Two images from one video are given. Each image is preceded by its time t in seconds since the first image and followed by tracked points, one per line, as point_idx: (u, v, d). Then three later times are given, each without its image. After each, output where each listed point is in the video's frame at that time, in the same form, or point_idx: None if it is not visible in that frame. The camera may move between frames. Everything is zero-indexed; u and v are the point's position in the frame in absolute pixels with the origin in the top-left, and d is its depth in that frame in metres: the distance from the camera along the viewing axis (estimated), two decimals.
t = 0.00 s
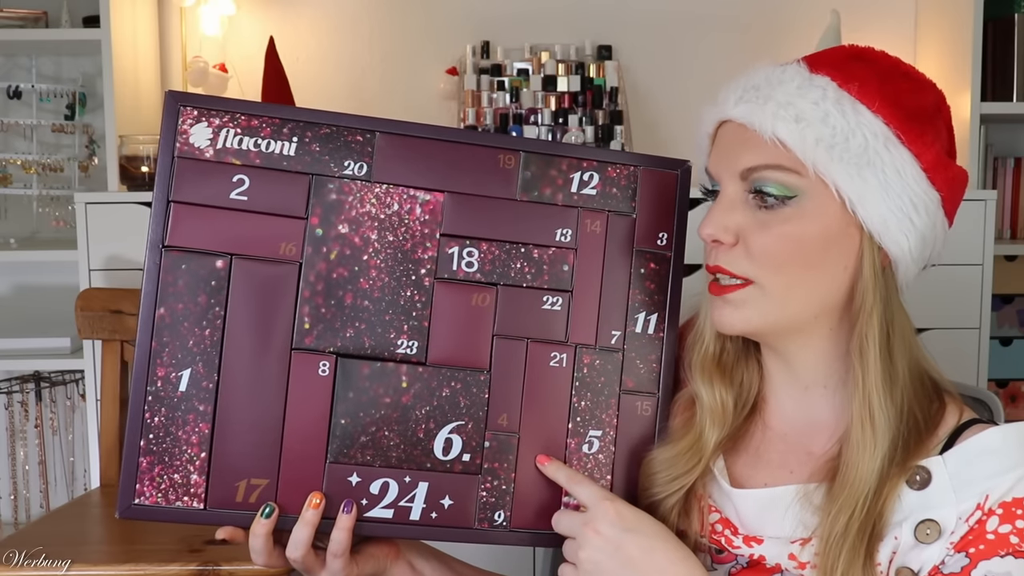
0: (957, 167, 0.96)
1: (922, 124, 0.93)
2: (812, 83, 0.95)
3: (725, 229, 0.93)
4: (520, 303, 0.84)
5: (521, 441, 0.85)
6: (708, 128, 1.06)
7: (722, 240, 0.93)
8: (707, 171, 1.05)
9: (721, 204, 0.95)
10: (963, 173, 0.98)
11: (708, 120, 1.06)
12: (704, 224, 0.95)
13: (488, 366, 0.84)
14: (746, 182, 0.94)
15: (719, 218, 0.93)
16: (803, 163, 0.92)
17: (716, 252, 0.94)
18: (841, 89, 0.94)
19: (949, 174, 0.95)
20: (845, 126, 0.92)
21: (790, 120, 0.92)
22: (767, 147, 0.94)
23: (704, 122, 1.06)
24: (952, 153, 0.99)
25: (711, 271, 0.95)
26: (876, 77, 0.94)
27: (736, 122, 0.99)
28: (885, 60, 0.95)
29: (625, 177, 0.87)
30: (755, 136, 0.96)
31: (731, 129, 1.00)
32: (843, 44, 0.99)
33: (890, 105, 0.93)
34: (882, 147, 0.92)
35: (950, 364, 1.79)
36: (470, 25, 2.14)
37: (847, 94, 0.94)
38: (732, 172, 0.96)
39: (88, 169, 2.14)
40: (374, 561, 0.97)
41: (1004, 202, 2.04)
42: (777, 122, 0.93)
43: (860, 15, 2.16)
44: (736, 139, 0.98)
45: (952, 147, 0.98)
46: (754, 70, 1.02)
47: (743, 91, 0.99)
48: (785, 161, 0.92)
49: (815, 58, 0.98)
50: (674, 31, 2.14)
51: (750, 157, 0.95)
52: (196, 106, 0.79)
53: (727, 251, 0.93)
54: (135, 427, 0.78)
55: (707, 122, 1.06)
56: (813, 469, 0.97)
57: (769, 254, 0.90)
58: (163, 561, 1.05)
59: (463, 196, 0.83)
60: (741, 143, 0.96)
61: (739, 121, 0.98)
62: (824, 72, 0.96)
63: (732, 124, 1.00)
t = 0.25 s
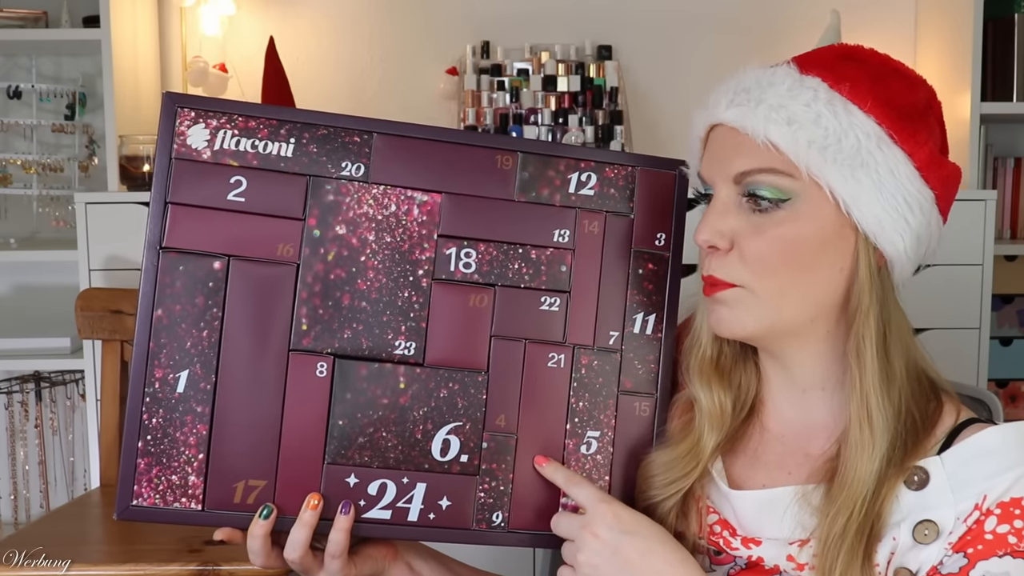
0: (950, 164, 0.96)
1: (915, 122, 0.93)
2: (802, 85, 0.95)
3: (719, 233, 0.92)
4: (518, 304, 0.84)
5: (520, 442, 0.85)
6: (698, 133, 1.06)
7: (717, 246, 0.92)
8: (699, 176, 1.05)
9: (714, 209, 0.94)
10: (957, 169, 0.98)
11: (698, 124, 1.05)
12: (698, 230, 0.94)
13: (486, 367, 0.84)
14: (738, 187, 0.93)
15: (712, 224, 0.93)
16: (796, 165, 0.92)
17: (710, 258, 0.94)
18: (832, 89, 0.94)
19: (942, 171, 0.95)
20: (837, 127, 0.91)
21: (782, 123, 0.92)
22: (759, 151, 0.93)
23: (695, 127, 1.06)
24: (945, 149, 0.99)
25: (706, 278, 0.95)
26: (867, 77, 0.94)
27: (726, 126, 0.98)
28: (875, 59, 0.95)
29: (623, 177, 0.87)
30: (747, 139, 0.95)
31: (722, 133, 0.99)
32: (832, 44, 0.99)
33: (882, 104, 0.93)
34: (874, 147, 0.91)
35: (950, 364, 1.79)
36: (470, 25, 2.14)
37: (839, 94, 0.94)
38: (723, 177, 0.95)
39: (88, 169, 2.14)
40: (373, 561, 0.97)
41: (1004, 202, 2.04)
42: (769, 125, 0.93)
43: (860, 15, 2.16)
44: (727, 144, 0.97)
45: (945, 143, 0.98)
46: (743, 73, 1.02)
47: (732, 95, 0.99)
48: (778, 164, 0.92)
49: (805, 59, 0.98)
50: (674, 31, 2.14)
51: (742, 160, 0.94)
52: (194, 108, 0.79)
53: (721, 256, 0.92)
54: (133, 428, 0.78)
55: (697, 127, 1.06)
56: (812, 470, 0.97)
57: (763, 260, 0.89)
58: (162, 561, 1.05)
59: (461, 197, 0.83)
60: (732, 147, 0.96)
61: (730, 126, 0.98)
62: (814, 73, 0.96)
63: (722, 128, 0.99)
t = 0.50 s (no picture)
0: (942, 160, 0.96)
1: (904, 120, 0.92)
2: (790, 88, 0.94)
3: (713, 238, 0.92)
4: (516, 306, 0.84)
5: (518, 443, 0.85)
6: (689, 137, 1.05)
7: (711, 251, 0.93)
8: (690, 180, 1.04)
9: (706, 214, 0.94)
10: (950, 165, 0.97)
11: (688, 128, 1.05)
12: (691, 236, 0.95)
13: (484, 368, 0.84)
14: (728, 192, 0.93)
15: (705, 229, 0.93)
16: (785, 169, 0.91)
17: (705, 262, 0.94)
18: (820, 90, 0.93)
19: (934, 168, 0.94)
20: (825, 129, 0.91)
21: (770, 127, 0.92)
22: (748, 155, 0.93)
23: (686, 131, 1.06)
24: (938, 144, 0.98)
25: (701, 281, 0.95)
26: (855, 76, 0.93)
27: (715, 130, 0.98)
28: (864, 58, 0.94)
29: (619, 178, 0.87)
30: (735, 143, 0.95)
31: (711, 137, 0.99)
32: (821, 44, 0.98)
33: (870, 104, 0.92)
34: (864, 147, 0.91)
35: (950, 365, 1.79)
36: (470, 25, 2.14)
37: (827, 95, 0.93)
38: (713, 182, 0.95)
39: (88, 169, 2.15)
40: (372, 563, 0.97)
41: (1004, 202, 2.04)
42: (757, 129, 0.92)
43: (860, 15, 2.16)
44: (716, 148, 0.97)
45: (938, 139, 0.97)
46: (730, 76, 1.02)
47: (720, 99, 0.99)
48: (768, 168, 0.92)
49: (793, 61, 0.97)
50: (675, 30, 2.14)
51: (731, 166, 0.94)
52: (190, 112, 0.79)
53: (715, 261, 0.93)
54: (131, 432, 0.78)
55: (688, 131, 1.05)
56: (810, 469, 0.97)
57: (757, 264, 0.90)
58: (162, 561, 1.05)
59: (458, 199, 0.83)
60: (721, 152, 0.96)
61: (718, 130, 0.97)
62: (802, 75, 0.95)
63: (711, 132, 0.99)
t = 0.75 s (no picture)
0: (931, 157, 0.91)
1: (886, 121, 0.88)
2: (766, 97, 0.91)
3: (701, 252, 0.89)
4: (516, 307, 0.84)
5: (518, 444, 0.85)
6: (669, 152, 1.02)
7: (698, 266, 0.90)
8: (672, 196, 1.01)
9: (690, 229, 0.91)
10: (939, 160, 0.93)
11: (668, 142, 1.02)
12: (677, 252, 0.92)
13: (484, 369, 0.84)
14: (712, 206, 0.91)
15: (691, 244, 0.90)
16: (765, 181, 0.88)
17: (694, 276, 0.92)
18: (797, 98, 0.90)
19: (921, 167, 0.90)
20: (804, 138, 0.88)
21: (747, 139, 0.89)
22: (727, 169, 0.90)
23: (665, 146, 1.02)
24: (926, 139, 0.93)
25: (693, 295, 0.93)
26: (832, 81, 0.90)
27: (693, 145, 0.95)
28: (841, 59, 0.91)
29: (619, 179, 0.87)
30: (714, 158, 0.91)
31: (689, 154, 0.96)
32: (798, 49, 0.95)
33: (849, 108, 0.89)
34: (844, 154, 0.88)
35: (950, 365, 1.79)
36: (470, 25, 2.14)
37: (804, 102, 0.90)
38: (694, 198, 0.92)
39: (88, 169, 2.15)
40: (373, 563, 0.97)
41: (1004, 202, 2.04)
42: (733, 142, 0.90)
43: (860, 16, 2.16)
44: (694, 164, 0.94)
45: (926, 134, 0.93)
46: (707, 89, 0.99)
47: (696, 113, 0.96)
48: (747, 181, 0.89)
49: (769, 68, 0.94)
50: (675, 30, 2.14)
51: (712, 180, 0.91)
52: (191, 115, 0.80)
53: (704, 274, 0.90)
54: (133, 434, 0.79)
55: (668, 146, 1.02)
56: (810, 470, 0.97)
57: (745, 275, 0.88)
58: (163, 561, 1.06)
59: (458, 200, 0.83)
60: (699, 168, 0.93)
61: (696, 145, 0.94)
62: (779, 83, 0.92)
63: (689, 148, 0.96)
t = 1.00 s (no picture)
0: (922, 158, 0.91)
1: (874, 122, 0.88)
2: (755, 99, 0.92)
3: (691, 254, 0.87)
4: (516, 306, 0.84)
5: (518, 444, 0.85)
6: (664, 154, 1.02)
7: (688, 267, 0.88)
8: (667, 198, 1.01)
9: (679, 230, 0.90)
10: (931, 161, 0.92)
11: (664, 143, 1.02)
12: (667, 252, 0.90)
13: (484, 369, 0.84)
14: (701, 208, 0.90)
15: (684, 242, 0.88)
16: (753, 182, 0.88)
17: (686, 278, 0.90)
18: (785, 99, 0.90)
19: (912, 168, 0.90)
20: (791, 138, 0.88)
21: (734, 141, 0.89)
22: (714, 171, 0.90)
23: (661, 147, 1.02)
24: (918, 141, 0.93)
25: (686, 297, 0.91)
26: (820, 82, 0.90)
27: (683, 147, 0.95)
28: (830, 60, 0.91)
29: (619, 180, 0.87)
30: (702, 160, 0.91)
31: (679, 156, 0.96)
32: (789, 50, 0.95)
33: (836, 109, 0.89)
34: (832, 155, 0.88)
35: (950, 365, 1.79)
36: (470, 25, 2.14)
37: (792, 103, 0.90)
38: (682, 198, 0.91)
39: (88, 169, 2.15)
40: (373, 563, 0.97)
41: (1004, 202, 2.04)
42: (721, 143, 0.90)
43: (860, 16, 2.16)
44: (683, 165, 0.94)
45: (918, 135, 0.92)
46: (699, 90, 0.99)
47: (687, 116, 0.96)
48: (734, 182, 0.89)
49: (759, 70, 0.94)
50: (675, 30, 2.14)
51: (700, 181, 0.90)
52: (193, 115, 0.80)
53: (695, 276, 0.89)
54: (135, 432, 0.79)
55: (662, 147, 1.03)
56: (807, 471, 0.97)
57: (735, 278, 0.88)
58: (163, 561, 1.06)
59: (459, 200, 0.83)
60: (687, 169, 0.93)
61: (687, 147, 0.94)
62: (767, 84, 0.92)
63: (679, 150, 0.96)
